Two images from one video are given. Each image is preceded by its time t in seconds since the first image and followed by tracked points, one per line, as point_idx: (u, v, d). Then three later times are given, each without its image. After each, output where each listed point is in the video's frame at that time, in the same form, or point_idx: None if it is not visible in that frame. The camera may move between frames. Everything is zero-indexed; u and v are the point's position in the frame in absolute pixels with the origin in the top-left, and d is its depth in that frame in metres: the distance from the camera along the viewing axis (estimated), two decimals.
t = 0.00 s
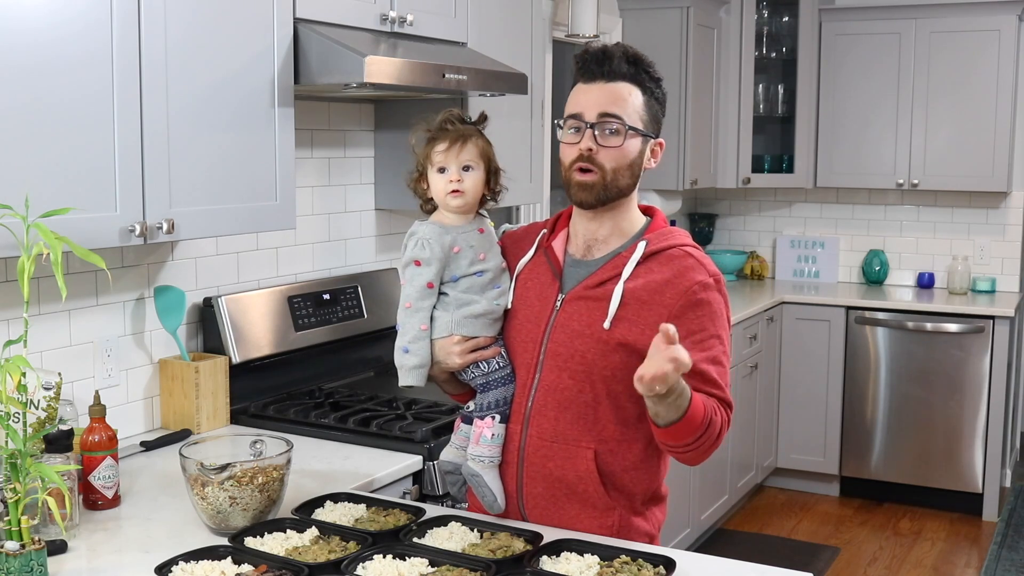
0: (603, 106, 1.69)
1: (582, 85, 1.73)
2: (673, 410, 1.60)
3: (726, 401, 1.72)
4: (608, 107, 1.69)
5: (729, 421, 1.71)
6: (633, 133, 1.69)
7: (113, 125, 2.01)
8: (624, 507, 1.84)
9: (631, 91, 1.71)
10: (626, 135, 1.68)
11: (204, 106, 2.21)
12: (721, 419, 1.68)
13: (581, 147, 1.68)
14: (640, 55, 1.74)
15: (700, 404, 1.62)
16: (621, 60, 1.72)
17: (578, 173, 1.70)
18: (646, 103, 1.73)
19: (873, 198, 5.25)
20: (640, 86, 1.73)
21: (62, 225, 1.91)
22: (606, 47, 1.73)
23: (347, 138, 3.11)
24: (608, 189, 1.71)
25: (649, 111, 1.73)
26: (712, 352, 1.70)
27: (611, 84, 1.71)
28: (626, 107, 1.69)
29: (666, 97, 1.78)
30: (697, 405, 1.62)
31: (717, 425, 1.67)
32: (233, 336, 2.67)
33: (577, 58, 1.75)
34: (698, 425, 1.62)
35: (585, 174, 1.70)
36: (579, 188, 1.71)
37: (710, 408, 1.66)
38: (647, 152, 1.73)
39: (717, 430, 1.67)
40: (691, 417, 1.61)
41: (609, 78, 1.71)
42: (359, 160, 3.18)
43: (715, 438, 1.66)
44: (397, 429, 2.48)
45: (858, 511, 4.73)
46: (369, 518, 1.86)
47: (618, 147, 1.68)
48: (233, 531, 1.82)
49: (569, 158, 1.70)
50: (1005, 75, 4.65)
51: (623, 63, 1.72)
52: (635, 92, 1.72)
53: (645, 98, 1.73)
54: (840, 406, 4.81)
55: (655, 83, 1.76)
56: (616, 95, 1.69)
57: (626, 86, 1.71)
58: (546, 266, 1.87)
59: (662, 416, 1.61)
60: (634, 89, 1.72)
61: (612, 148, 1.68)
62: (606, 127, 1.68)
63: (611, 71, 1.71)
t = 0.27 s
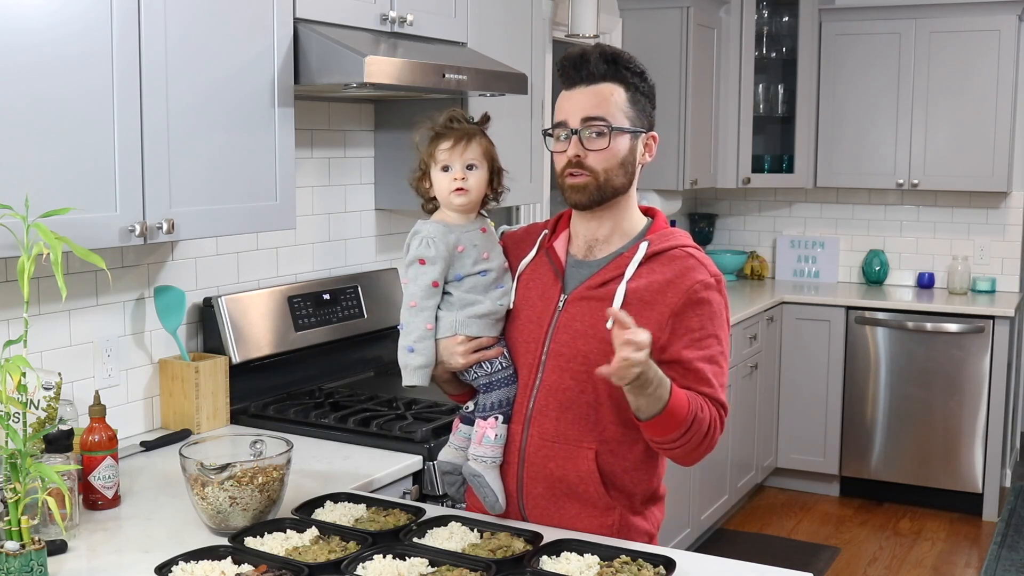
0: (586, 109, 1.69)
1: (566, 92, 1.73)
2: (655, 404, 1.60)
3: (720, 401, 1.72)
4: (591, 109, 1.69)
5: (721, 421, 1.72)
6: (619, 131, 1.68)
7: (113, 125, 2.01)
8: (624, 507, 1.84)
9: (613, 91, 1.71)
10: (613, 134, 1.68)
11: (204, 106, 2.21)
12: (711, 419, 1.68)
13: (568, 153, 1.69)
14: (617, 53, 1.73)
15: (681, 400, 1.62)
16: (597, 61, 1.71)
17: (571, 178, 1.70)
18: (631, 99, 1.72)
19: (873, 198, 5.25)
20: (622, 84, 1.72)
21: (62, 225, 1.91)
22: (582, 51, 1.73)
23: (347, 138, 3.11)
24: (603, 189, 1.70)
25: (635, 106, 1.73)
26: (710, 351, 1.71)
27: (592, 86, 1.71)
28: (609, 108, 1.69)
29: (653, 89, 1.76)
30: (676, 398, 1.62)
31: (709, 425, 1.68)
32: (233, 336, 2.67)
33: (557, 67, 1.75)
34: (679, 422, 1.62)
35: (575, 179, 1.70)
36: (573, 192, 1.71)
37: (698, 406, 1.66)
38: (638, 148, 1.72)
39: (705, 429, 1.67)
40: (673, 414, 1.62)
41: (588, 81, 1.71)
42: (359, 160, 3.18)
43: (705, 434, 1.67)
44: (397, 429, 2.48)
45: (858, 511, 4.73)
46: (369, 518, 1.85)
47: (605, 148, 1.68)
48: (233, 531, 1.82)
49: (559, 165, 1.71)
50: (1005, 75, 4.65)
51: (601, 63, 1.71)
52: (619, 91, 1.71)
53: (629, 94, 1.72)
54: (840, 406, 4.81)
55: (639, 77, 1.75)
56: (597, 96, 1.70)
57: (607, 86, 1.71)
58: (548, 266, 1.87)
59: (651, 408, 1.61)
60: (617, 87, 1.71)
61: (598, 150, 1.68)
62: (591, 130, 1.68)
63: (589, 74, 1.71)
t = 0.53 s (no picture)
0: (608, 109, 1.69)
1: (588, 85, 1.73)
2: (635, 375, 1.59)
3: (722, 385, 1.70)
4: (614, 110, 1.69)
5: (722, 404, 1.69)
6: (636, 137, 1.69)
7: (113, 125, 2.01)
8: (621, 506, 1.84)
9: (636, 95, 1.71)
10: (630, 139, 1.69)
11: (204, 106, 2.21)
12: (707, 399, 1.66)
13: (584, 147, 1.69)
14: (646, 60, 1.74)
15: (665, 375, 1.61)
16: (629, 63, 1.72)
17: (578, 173, 1.70)
18: (650, 106, 1.73)
19: (873, 198, 5.25)
20: (644, 90, 1.73)
21: (62, 225, 1.91)
22: (614, 48, 1.73)
23: (347, 138, 3.11)
24: (608, 192, 1.71)
25: (653, 116, 1.74)
26: (706, 337, 1.71)
27: (617, 86, 1.71)
28: (631, 112, 1.70)
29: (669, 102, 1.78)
30: (658, 371, 1.60)
31: (706, 406, 1.66)
32: (233, 336, 2.67)
33: (583, 57, 1.74)
34: (667, 397, 1.61)
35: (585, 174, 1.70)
36: (579, 188, 1.71)
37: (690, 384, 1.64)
38: (648, 156, 1.73)
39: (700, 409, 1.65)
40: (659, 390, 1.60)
41: (615, 80, 1.71)
42: (359, 160, 3.18)
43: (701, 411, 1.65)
44: (397, 429, 2.48)
45: (858, 511, 4.73)
46: (369, 518, 1.86)
47: (622, 151, 1.68)
48: (233, 531, 1.82)
49: (570, 157, 1.70)
50: (1005, 75, 4.65)
51: (631, 67, 1.72)
52: (641, 97, 1.72)
53: (649, 101, 1.73)
54: (840, 406, 4.81)
55: (659, 87, 1.77)
56: (622, 98, 1.70)
57: (632, 90, 1.71)
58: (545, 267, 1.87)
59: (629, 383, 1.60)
60: (640, 93, 1.72)
61: (615, 151, 1.68)
62: (611, 130, 1.68)
63: (618, 74, 1.71)
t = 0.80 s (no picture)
0: (619, 114, 1.69)
1: (601, 85, 1.72)
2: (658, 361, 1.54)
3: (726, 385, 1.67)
4: (624, 115, 1.69)
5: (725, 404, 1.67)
6: (643, 145, 1.69)
7: (114, 125, 2.01)
8: (618, 506, 1.85)
9: (648, 102, 1.71)
10: (638, 146, 1.69)
11: (204, 106, 2.21)
12: (717, 397, 1.63)
13: (591, 149, 1.68)
14: (662, 67, 1.74)
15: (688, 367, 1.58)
16: (644, 69, 1.71)
17: (583, 174, 1.70)
18: (661, 114, 1.73)
19: (873, 198, 5.25)
20: (656, 98, 1.73)
21: (62, 225, 1.91)
22: (631, 52, 1.72)
23: (347, 138, 3.11)
24: (611, 196, 1.71)
25: (662, 123, 1.74)
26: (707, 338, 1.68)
27: (629, 91, 1.70)
28: (641, 118, 1.69)
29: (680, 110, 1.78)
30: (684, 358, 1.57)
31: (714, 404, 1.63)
32: (233, 336, 2.67)
33: (600, 58, 1.74)
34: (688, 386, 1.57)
35: (588, 175, 1.70)
36: (583, 188, 1.70)
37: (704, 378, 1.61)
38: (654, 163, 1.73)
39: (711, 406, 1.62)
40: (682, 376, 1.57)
41: (629, 85, 1.71)
42: (359, 160, 3.18)
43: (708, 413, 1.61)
44: (397, 429, 2.48)
45: (858, 511, 4.73)
46: (368, 518, 1.86)
47: (628, 157, 1.69)
48: (233, 531, 1.82)
49: (575, 157, 1.70)
50: (1005, 74, 4.65)
51: (646, 73, 1.72)
52: (652, 104, 1.72)
53: (660, 109, 1.73)
54: (841, 406, 4.81)
55: (672, 96, 1.77)
56: (633, 104, 1.70)
57: (644, 97, 1.71)
58: (544, 267, 1.87)
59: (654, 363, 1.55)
60: (651, 100, 1.72)
61: (621, 157, 1.68)
62: (618, 135, 1.68)
63: (632, 78, 1.71)
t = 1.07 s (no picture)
0: (620, 117, 1.68)
1: (605, 86, 1.71)
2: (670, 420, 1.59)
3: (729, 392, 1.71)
4: (625, 118, 1.68)
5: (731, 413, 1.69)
6: (643, 150, 1.69)
7: (114, 125, 2.01)
8: (619, 505, 1.84)
9: (651, 106, 1.71)
10: (637, 151, 1.68)
11: (204, 106, 2.21)
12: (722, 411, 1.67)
13: (590, 152, 1.68)
14: (667, 71, 1.73)
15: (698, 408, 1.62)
16: (649, 73, 1.70)
17: (581, 175, 1.71)
18: (663, 119, 1.73)
19: (873, 198, 5.25)
20: (659, 102, 1.72)
21: (62, 225, 1.91)
22: (637, 54, 1.70)
23: (347, 138, 3.11)
24: (609, 199, 1.71)
25: (664, 128, 1.73)
26: (709, 346, 1.70)
27: (633, 94, 1.70)
28: (642, 123, 1.69)
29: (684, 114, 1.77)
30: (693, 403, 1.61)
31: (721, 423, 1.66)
32: (233, 336, 2.67)
33: (606, 59, 1.72)
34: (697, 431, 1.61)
35: (586, 177, 1.70)
36: (581, 190, 1.71)
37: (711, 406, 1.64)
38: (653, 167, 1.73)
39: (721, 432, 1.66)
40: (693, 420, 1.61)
41: (633, 89, 1.70)
42: (359, 160, 3.18)
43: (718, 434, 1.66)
44: (397, 429, 2.48)
45: (858, 511, 4.73)
46: (369, 518, 1.85)
47: (626, 162, 1.69)
48: (233, 531, 1.82)
49: (575, 158, 1.70)
50: (1006, 74, 4.65)
51: (651, 77, 1.71)
52: (654, 109, 1.71)
53: (663, 113, 1.73)
54: (840, 406, 4.81)
55: (676, 100, 1.76)
56: (634, 108, 1.69)
57: (647, 101, 1.70)
58: (541, 265, 1.87)
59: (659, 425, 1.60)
60: (654, 105, 1.71)
61: (620, 161, 1.68)
62: (618, 139, 1.68)
63: (637, 82, 1.70)
